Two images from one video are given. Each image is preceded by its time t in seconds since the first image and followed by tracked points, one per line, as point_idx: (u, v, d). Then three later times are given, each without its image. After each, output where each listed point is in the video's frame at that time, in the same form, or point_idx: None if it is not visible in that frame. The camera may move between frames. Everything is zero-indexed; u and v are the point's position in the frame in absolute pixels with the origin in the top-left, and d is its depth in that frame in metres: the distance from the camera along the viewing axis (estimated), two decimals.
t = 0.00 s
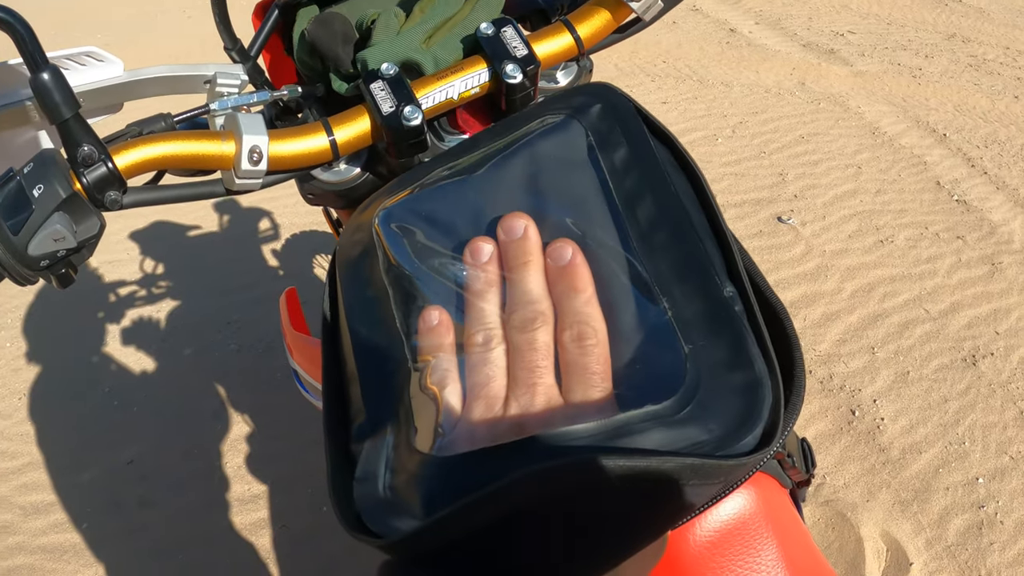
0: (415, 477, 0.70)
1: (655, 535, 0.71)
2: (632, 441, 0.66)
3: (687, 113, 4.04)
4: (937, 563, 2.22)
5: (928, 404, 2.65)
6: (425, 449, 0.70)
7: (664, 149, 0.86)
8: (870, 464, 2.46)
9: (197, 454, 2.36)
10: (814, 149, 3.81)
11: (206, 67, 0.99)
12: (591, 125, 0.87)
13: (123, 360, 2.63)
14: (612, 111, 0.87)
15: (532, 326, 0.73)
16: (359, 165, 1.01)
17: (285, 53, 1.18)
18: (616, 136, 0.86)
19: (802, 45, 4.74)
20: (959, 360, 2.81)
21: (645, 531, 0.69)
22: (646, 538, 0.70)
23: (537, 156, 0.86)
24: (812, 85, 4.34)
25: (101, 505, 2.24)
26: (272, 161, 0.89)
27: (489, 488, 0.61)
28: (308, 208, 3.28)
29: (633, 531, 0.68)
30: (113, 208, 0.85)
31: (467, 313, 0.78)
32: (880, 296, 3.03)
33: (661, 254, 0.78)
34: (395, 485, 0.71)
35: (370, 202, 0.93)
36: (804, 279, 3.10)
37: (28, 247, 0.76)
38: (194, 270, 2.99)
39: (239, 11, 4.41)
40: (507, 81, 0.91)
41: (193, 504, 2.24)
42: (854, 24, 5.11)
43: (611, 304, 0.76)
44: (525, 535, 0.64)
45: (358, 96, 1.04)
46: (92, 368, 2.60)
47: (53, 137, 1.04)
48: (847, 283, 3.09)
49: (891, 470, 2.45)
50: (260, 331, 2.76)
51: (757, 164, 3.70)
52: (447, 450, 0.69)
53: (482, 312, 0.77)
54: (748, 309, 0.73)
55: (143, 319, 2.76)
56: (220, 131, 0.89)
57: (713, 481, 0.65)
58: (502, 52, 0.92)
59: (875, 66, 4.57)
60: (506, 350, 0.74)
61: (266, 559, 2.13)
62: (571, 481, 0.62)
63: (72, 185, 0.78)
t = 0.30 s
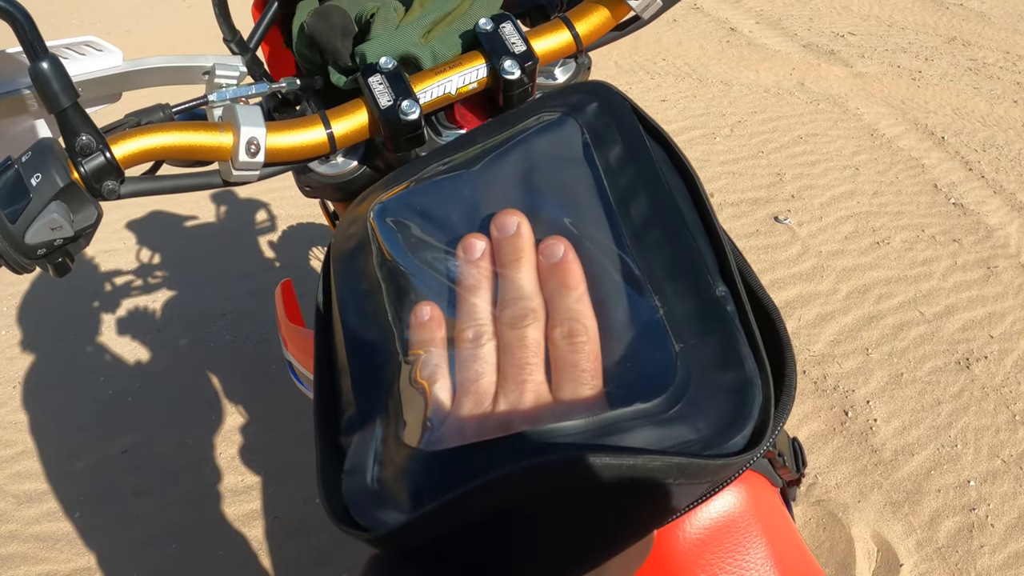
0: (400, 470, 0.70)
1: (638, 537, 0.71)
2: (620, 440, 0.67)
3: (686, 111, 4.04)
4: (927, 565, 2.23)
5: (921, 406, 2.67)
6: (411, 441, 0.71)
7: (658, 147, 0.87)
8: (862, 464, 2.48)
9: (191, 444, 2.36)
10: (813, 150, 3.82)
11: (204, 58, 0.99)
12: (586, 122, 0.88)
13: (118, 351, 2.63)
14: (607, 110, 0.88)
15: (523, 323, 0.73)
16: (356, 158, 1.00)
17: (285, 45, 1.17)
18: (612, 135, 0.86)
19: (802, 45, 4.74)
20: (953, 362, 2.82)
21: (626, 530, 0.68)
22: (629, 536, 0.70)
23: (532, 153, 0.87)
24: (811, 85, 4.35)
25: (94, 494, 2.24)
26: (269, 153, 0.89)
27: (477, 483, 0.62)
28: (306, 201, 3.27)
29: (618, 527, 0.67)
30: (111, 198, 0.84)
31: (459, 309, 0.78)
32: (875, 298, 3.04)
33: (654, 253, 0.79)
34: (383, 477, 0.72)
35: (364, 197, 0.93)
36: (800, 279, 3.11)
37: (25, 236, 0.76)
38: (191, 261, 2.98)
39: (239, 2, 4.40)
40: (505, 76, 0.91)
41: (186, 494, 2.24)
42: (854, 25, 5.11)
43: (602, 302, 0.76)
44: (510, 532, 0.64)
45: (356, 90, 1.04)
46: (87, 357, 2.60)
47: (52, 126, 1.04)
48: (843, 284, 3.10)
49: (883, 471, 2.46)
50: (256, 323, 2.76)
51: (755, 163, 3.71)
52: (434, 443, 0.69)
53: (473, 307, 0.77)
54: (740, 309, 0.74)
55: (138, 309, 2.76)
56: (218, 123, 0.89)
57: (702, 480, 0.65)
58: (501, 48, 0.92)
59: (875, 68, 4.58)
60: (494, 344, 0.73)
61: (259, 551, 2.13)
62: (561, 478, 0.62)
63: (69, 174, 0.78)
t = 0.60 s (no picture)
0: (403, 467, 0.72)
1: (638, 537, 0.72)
2: (623, 441, 0.68)
3: (685, 110, 4.05)
4: (921, 565, 2.25)
5: (917, 407, 2.68)
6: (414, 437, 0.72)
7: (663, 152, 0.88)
8: (858, 464, 2.49)
9: (189, 438, 2.36)
10: (812, 150, 3.83)
11: (212, 55, 0.99)
12: (593, 127, 0.88)
13: (116, 344, 2.63)
14: (615, 114, 0.88)
15: (528, 323, 0.73)
16: (362, 156, 1.01)
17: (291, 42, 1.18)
18: (618, 139, 0.87)
19: (802, 46, 4.75)
20: (949, 364, 2.83)
21: (626, 531, 0.69)
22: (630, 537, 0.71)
23: (539, 156, 0.87)
24: (811, 86, 4.35)
25: (93, 486, 2.24)
26: (277, 150, 0.89)
27: (478, 480, 0.62)
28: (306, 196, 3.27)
29: (619, 529, 0.68)
30: (118, 192, 0.85)
31: (465, 308, 0.78)
32: (872, 299, 3.06)
33: (658, 256, 0.80)
34: (387, 471, 0.73)
35: (373, 195, 0.95)
36: (798, 280, 3.12)
37: (34, 230, 0.77)
38: (190, 255, 2.98)
39: None
40: (511, 77, 0.91)
41: (183, 487, 2.25)
42: (855, 27, 5.12)
43: (607, 303, 0.76)
44: (512, 533, 0.65)
45: (363, 88, 1.04)
46: (86, 351, 2.60)
47: (57, 121, 1.05)
48: (841, 284, 3.11)
49: (878, 471, 2.47)
50: (255, 317, 2.76)
51: (754, 163, 3.72)
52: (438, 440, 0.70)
53: (479, 307, 0.77)
54: (742, 313, 0.75)
55: (137, 302, 2.76)
56: (226, 119, 0.89)
57: (703, 480, 0.66)
58: (508, 49, 0.93)
59: (875, 70, 4.59)
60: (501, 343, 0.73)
61: (256, 545, 2.14)
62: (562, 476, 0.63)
63: (78, 169, 0.79)
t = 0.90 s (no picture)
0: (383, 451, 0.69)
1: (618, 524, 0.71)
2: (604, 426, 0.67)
3: (684, 109, 4.06)
4: (915, 564, 2.26)
5: (912, 406, 2.69)
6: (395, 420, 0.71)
7: (653, 148, 0.88)
8: (852, 463, 2.50)
9: (186, 433, 2.37)
10: (810, 150, 3.83)
11: (210, 52, 0.99)
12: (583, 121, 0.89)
13: (113, 340, 2.64)
14: (604, 109, 0.89)
15: (512, 310, 0.74)
16: (357, 152, 1.02)
17: (288, 40, 1.18)
18: (608, 133, 0.87)
19: (801, 45, 4.76)
20: (945, 364, 2.84)
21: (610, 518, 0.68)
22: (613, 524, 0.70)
23: (529, 150, 0.88)
24: (810, 85, 4.36)
25: (90, 481, 2.25)
26: (272, 146, 0.90)
27: (458, 462, 0.61)
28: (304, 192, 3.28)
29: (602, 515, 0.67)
30: (116, 187, 0.86)
31: (450, 296, 0.79)
32: (869, 299, 3.06)
33: (645, 248, 0.80)
34: (367, 454, 0.71)
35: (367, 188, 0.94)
36: (794, 279, 3.13)
37: (32, 224, 0.77)
38: (188, 251, 2.98)
39: None
40: (505, 75, 0.92)
41: (180, 483, 2.25)
42: (854, 26, 5.12)
43: (593, 293, 0.78)
44: (493, 516, 0.64)
45: (358, 85, 1.05)
46: (84, 346, 2.61)
47: (55, 116, 1.05)
48: (837, 284, 3.12)
49: (873, 470, 2.48)
50: (252, 313, 2.77)
51: (752, 162, 3.72)
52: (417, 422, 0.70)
53: (466, 298, 0.78)
54: (728, 303, 0.74)
55: (135, 297, 2.77)
56: (222, 116, 0.90)
57: (685, 469, 0.66)
58: (501, 47, 0.93)
59: (874, 70, 4.59)
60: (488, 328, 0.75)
61: (252, 540, 2.14)
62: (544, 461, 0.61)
63: (76, 164, 0.79)
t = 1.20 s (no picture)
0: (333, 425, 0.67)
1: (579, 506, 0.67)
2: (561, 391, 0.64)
3: (680, 108, 4.07)
4: (906, 564, 2.28)
5: (905, 406, 2.71)
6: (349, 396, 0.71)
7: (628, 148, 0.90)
8: (845, 463, 2.52)
9: (183, 430, 2.38)
10: (806, 149, 3.85)
11: (202, 59, 1.00)
12: (563, 118, 0.91)
13: (110, 337, 2.65)
14: (582, 111, 0.91)
15: (469, 282, 0.72)
16: (347, 157, 1.03)
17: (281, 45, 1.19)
18: (584, 131, 0.89)
19: (799, 44, 4.77)
20: (938, 364, 2.86)
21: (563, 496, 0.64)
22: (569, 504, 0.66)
23: (507, 146, 0.90)
24: (807, 85, 4.37)
25: (87, 477, 2.27)
26: (263, 152, 0.91)
27: (405, 424, 0.60)
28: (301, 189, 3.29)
29: (554, 491, 0.63)
30: (111, 193, 0.87)
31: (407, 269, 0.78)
32: (863, 299, 3.08)
33: (615, 227, 0.80)
34: (318, 432, 0.69)
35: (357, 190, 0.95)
36: (789, 279, 3.15)
37: (29, 230, 0.79)
38: (185, 248, 2.99)
39: None
40: (491, 82, 0.93)
41: (176, 479, 2.27)
42: (852, 26, 5.13)
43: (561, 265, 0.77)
44: (439, 488, 0.61)
45: (349, 91, 1.06)
46: (81, 343, 2.62)
47: (53, 122, 1.06)
48: (832, 284, 3.14)
49: (865, 470, 2.50)
50: (248, 310, 2.78)
51: (748, 162, 3.74)
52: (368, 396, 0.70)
53: (422, 267, 0.77)
54: (699, 277, 0.74)
55: (133, 294, 2.78)
56: (215, 122, 0.91)
57: (647, 438, 0.64)
58: (488, 54, 0.95)
59: (871, 70, 4.60)
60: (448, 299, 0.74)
61: (247, 537, 2.16)
62: (492, 423, 0.59)
63: (71, 171, 0.81)
